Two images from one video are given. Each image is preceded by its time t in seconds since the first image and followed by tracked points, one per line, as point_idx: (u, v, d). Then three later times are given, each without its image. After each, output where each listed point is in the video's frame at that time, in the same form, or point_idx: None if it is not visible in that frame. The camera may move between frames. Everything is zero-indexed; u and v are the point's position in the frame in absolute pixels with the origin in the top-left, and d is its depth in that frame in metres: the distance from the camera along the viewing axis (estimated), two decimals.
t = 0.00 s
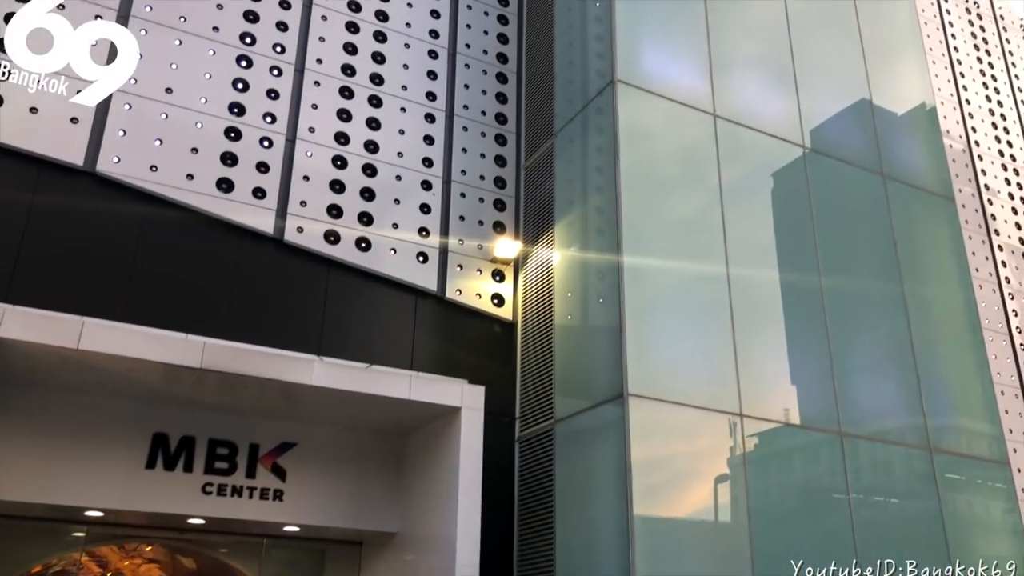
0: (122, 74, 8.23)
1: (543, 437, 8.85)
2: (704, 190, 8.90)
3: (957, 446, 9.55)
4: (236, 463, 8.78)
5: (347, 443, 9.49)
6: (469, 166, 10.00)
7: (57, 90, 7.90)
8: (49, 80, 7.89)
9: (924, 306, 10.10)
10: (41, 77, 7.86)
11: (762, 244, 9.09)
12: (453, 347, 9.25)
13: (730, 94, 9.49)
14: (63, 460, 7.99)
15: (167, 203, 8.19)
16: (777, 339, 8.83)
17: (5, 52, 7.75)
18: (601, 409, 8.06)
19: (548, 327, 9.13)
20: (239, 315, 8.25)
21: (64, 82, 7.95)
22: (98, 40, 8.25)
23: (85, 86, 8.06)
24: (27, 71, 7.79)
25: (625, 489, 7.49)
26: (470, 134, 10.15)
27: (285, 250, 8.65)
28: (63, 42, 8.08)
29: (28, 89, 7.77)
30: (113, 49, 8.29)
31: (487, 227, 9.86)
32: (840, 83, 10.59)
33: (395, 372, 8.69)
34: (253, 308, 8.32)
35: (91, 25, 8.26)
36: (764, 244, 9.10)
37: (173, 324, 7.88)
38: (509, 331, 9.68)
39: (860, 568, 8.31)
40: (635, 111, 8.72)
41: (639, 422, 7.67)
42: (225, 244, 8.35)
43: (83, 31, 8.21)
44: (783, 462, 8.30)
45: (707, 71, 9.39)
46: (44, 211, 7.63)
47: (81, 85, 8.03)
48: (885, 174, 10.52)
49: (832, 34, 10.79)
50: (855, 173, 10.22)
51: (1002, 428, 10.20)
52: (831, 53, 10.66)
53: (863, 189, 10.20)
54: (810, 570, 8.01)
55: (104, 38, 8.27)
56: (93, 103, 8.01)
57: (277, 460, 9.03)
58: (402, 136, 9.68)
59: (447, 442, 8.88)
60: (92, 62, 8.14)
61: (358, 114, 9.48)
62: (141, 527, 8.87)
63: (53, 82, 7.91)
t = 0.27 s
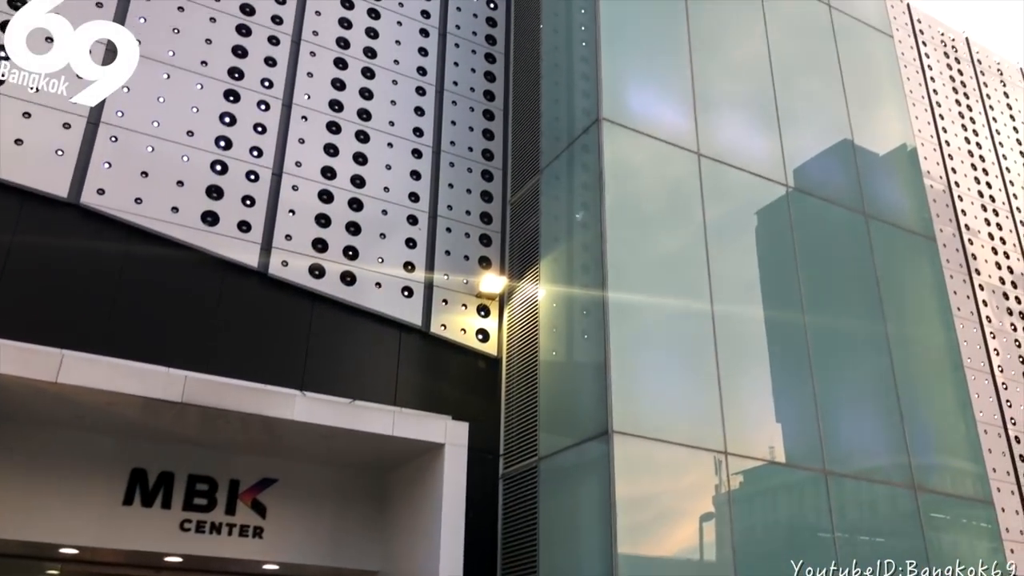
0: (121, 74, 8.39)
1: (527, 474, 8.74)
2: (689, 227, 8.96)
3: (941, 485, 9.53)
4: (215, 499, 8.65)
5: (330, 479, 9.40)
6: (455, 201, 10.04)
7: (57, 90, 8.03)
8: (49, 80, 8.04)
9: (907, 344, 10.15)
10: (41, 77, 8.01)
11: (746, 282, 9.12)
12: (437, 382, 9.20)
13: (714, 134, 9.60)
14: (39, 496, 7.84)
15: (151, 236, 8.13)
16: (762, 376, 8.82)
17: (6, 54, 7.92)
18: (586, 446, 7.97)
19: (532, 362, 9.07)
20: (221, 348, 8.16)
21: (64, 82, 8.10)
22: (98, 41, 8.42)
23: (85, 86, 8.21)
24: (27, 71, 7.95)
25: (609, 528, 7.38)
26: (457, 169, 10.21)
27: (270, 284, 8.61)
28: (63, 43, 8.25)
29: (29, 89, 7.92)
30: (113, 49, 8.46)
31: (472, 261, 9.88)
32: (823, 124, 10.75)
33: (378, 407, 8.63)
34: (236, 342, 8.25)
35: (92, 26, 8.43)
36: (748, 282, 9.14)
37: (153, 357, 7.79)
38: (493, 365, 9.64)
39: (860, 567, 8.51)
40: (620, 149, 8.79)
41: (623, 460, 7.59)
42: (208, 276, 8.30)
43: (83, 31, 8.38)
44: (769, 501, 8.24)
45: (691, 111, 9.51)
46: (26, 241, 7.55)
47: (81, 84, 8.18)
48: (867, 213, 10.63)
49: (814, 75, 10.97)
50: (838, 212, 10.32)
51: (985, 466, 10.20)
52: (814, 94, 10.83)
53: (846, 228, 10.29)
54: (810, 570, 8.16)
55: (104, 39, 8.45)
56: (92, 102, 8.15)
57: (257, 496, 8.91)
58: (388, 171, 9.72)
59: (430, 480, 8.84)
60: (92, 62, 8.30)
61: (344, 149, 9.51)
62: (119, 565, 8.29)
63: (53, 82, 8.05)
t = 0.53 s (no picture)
0: (121, 74, 8.56)
1: (515, 507, 8.64)
2: (677, 259, 8.99)
3: (930, 519, 9.49)
4: (198, 531, 8.53)
5: (316, 510, 9.30)
6: (445, 232, 10.07)
7: (57, 90, 8.19)
8: (49, 80, 8.20)
9: (895, 378, 10.17)
10: (41, 77, 8.17)
11: (734, 315, 9.14)
12: (424, 413, 9.15)
13: (702, 168, 9.68)
14: (18, 528, 7.71)
15: (138, 264, 8.08)
16: (750, 408, 8.77)
17: (6, 54, 8.07)
18: (574, 479, 7.86)
19: (521, 394, 9.00)
20: (206, 378, 8.08)
21: (64, 82, 8.26)
22: (97, 41, 8.59)
23: (85, 85, 8.38)
24: (27, 71, 8.10)
25: (597, 563, 7.26)
26: (446, 200, 10.26)
27: (257, 314, 8.56)
28: (63, 43, 8.41)
29: (28, 89, 8.06)
30: (113, 49, 8.63)
31: (461, 292, 9.89)
32: (809, 159, 10.86)
33: (364, 438, 8.57)
34: (221, 373, 8.17)
35: (92, 25, 8.60)
36: (736, 314, 9.15)
37: (138, 387, 7.70)
38: (482, 397, 9.59)
39: (859, 567, 8.66)
40: (608, 181, 8.84)
41: (612, 494, 7.49)
42: (195, 306, 8.25)
43: (82, 31, 8.55)
44: (758, 535, 8.16)
45: (679, 144, 9.59)
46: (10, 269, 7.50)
47: (81, 84, 8.34)
48: (853, 247, 10.71)
49: (800, 111, 11.11)
50: (825, 246, 10.40)
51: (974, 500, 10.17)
52: (800, 129, 10.96)
53: (833, 262, 10.36)
54: (809, 570, 8.30)
55: (103, 39, 8.62)
56: (92, 102, 8.31)
57: (241, 528, 8.79)
58: (378, 201, 9.74)
59: (416, 513, 8.76)
60: (91, 62, 8.47)
61: (334, 180, 9.53)
62: None
63: (53, 82, 8.21)
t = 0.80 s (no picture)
0: (121, 73, 8.71)
1: (505, 533, 8.51)
2: (667, 284, 9.00)
3: (922, 547, 9.44)
4: (184, 556, 8.42)
5: (303, 536, 9.23)
6: (436, 256, 10.08)
7: (57, 90, 8.34)
8: (49, 80, 8.35)
9: (885, 404, 10.17)
10: (41, 77, 8.32)
11: (725, 340, 9.14)
12: (414, 437, 9.10)
13: (692, 194, 9.73)
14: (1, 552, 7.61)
15: (127, 286, 8.05)
16: (740, 433, 8.73)
17: (7, 55, 8.23)
18: (565, 504, 7.73)
19: (512, 419, 8.92)
20: (194, 402, 8.02)
21: (64, 82, 8.41)
22: (97, 42, 8.75)
23: (85, 84, 8.53)
24: (27, 72, 8.25)
25: None
26: (438, 224, 10.29)
27: (247, 337, 8.53)
28: (63, 44, 8.58)
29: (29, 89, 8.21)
30: (112, 48, 8.80)
31: (452, 316, 9.88)
32: (799, 185, 10.94)
33: (354, 463, 8.52)
34: (210, 396, 8.11)
35: (92, 26, 8.76)
36: (727, 339, 9.15)
37: (125, 411, 7.64)
38: (472, 421, 9.55)
39: (860, 567, 8.81)
40: (599, 206, 8.87)
41: (603, 519, 7.37)
42: (184, 328, 8.21)
43: (83, 31, 8.71)
44: (750, 562, 8.08)
45: (669, 170, 9.65)
46: None
47: (81, 84, 8.49)
48: (843, 273, 10.76)
49: (790, 138, 11.20)
50: (815, 271, 10.45)
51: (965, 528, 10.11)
52: (790, 156, 11.05)
53: (823, 288, 10.40)
54: (810, 570, 8.42)
55: (103, 38, 8.78)
56: (92, 101, 8.45)
57: (228, 553, 8.69)
58: (370, 225, 9.76)
59: (406, 538, 8.69)
60: (91, 61, 8.62)
61: (326, 203, 9.54)
62: None
63: (53, 82, 8.36)
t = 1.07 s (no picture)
0: (121, 73, 8.83)
1: (497, 553, 8.43)
2: (660, 302, 9.00)
3: (915, 567, 9.39)
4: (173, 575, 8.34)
5: (294, 555, 9.16)
6: (429, 274, 10.08)
7: (57, 89, 8.42)
8: (49, 80, 8.43)
9: (877, 424, 10.16)
10: (41, 77, 8.40)
11: (718, 359, 9.12)
12: (406, 456, 9.06)
13: (685, 213, 9.75)
14: None
15: (118, 303, 8.01)
16: (734, 452, 8.70)
17: (7, 54, 8.29)
18: (558, 524, 7.66)
19: (505, 438, 8.85)
20: (185, 420, 7.96)
21: (64, 82, 8.49)
22: (97, 42, 8.87)
23: (85, 85, 8.63)
24: (27, 71, 8.32)
25: None
26: (432, 242, 10.30)
27: (239, 354, 8.49)
28: (63, 44, 8.68)
29: (28, 89, 8.27)
30: (112, 48, 8.91)
31: (445, 333, 9.87)
32: (791, 205, 10.98)
33: (345, 481, 8.49)
34: (201, 414, 8.06)
35: (92, 26, 8.89)
36: (720, 358, 9.14)
37: (115, 429, 7.58)
38: (465, 440, 9.51)
39: (859, 567, 8.96)
40: (592, 225, 8.87)
41: (596, 540, 7.30)
42: (175, 345, 8.17)
43: (83, 31, 8.84)
44: None
45: (662, 189, 9.68)
46: None
47: (81, 84, 8.59)
48: (836, 292, 10.79)
49: (782, 158, 11.26)
50: (808, 291, 10.47)
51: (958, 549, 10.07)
52: (782, 175, 11.10)
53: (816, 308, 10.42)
54: (810, 570, 8.54)
55: (103, 38, 8.91)
56: (92, 102, 8.55)
57: (217, 572, 8.61)
58: (363, 242, 9.76)
59: (397, 558, 8.64)
60: (91, 62, 8.73)
61: (319, 220, 9.53)
62: None
63: (53, 82, 8.44)
